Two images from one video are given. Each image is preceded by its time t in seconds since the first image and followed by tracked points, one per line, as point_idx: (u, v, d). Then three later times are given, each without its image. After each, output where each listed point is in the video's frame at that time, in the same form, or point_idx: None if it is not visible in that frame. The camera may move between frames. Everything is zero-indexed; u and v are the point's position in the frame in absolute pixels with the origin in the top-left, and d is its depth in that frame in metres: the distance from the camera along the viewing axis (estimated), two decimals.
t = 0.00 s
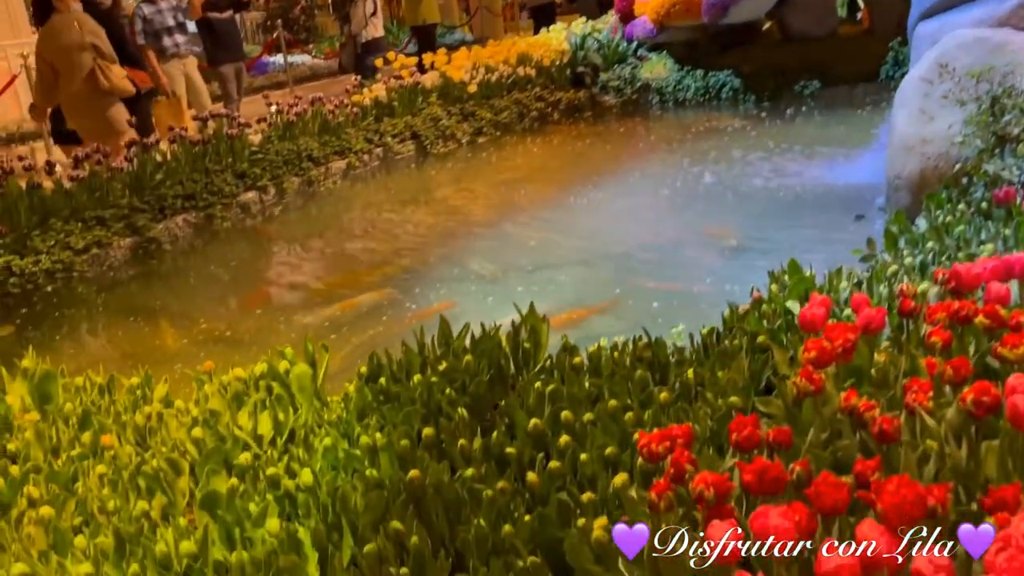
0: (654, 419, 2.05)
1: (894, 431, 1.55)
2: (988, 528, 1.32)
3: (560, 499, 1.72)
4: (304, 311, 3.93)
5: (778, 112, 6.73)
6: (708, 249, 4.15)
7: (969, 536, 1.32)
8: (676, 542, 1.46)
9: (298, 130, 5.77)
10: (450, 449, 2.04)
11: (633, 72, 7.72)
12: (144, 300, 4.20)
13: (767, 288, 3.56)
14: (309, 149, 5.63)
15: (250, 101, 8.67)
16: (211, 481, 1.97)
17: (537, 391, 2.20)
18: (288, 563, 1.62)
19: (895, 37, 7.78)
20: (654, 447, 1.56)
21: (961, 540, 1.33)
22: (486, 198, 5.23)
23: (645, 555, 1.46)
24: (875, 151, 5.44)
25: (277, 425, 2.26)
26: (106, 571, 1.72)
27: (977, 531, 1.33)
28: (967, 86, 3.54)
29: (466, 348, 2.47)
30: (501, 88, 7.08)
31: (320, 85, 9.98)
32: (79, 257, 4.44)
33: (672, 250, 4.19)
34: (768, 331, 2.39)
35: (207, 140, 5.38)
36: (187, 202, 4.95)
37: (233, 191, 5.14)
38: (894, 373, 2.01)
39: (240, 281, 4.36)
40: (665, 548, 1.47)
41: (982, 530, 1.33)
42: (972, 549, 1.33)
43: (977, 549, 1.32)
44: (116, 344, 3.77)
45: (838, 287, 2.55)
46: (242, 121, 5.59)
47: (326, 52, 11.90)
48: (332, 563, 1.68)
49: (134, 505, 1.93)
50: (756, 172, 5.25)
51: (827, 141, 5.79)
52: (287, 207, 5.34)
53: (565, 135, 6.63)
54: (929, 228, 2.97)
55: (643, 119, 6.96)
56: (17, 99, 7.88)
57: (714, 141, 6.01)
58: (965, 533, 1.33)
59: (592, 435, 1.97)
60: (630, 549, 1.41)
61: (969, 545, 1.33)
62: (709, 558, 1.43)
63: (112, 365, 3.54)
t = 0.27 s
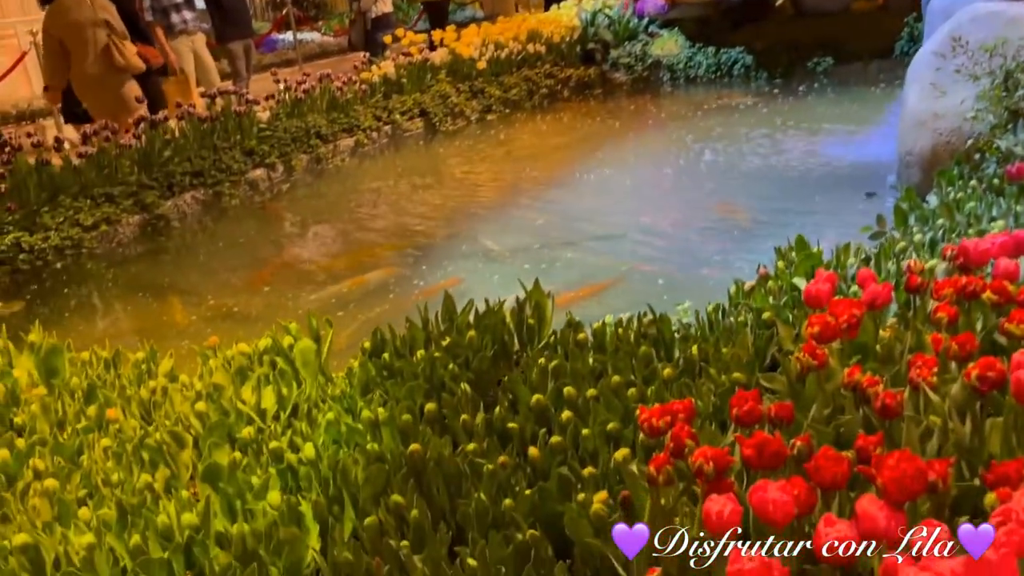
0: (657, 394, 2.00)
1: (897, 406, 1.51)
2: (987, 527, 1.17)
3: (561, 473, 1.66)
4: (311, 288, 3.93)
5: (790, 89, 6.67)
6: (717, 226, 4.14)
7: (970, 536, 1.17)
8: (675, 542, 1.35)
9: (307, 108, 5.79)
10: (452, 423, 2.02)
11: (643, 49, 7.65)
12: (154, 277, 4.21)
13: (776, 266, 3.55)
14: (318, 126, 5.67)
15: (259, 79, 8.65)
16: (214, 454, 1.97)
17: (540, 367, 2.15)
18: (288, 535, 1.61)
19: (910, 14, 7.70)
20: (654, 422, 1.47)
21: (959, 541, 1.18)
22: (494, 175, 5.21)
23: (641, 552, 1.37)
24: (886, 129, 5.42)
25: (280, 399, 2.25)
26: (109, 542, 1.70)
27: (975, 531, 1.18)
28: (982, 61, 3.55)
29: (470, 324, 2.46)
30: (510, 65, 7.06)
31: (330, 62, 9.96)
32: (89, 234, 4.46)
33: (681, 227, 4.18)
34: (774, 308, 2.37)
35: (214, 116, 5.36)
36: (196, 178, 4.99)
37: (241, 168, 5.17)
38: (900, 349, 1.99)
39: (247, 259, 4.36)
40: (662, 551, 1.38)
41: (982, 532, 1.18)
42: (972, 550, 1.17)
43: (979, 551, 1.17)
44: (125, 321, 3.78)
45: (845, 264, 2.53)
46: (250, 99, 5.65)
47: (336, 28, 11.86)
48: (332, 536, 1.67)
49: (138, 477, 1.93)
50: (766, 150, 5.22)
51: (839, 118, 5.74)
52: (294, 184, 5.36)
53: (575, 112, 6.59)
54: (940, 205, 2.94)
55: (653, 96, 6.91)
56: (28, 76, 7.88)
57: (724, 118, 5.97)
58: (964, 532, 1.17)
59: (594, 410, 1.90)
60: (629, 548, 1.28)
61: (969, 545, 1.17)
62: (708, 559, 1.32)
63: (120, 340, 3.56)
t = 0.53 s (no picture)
0: (663, 374, 1.97)
1: (903, 386, 1.49)
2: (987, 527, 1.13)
3: (565, 451, 1.64)
4: (320, 267, 3.93)
5: (804, 69, 6.61)
6: (728, 207, 4.12)
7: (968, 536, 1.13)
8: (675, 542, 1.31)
9: (317, 86, 5.87)
10: (458, 401, 2.00)
11: (655, 28, 7.69)
12: (164, 255, 4.21)
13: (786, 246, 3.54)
14: (327, 106, 5.72)
15: (270, 58, 8.65)
16: (221, 430, 1.98)
17: (546, 346, 2.11)
18: (294, 510, 1.62)
19: None
20: (659, 401, 1.42)
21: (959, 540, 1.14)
22: (505, 155, 5.19)
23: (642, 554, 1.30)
24: (900, 109, 5.39)
25: (287, 376, 2.26)
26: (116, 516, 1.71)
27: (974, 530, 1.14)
28: (997, 40, 3.51)
29: (476, 303, 2.44)
30: (521, 44, 7.12)
31: (341, 40, 9.94)
32: (99, 212, 4.47)
33: (691, 207, 4.16)
34: (782, 288, 2.35)
35: (224, 95, 5.41)
36: (206, 157, 5.03)
37: (251, 146, 5.23)
38: (909, 329, 1.97)
39: (257, 238, 4.36)
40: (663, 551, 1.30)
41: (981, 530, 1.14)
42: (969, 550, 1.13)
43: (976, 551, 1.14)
44: (135, 300, 3.78)
45: (854, 245, 2.51)
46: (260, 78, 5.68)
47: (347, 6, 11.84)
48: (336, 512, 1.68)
49: (145, 452, 1.94)
50: (778, 130, 5.19)
51: (852, 99, 5.70)
52: (304, 163, 5.38)
53: (586, 92, 6.55)
54: (953, 186, 2.91)
55: (665, 75, 6.87)
56: (39, 54, 7.86)
57: (736, 98, 5.93)
58: (963, 532, 1.13)
59: (599, 389, 1.85)
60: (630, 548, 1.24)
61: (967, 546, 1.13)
62: (708, 559, 1.29)
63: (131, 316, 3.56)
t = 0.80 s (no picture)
0: (674, 351, 1.94)
1: (917, 364, 1.47)
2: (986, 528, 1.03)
3: (574, 426, 1.63)
4: (333, 242, 3.93)
5: (823, 47, 6.53)
6: (744, 185, 4.10)
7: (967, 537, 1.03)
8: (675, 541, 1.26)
9: (331, 61, 5.88)
10: (468, 374, 1.99)
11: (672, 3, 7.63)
12: (178, 229, 4.22)
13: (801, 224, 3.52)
14: (341, 80, 5.71)
15: (285, 32, 8.63)
16: (233, 401, 1.98)
17: (557, 321, 2.05)
18: (303, 481, 1.62)
19: None
20: (669, 377, 1.40)
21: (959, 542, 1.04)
22: (519, 131, 5.17)
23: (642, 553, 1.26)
24: (919, 88, 5.34)
25: (298, 349, 2.26)
26: (128, 485, 1.72)
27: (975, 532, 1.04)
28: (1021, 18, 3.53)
29: (488, 278, 2.41)
30: (537, 19, 7.12)
31: (356, 15, 9.91)
32: (113, 185, 4.48)
33: (707, 185, 4.14)
34: (797, 266, 2.33)
35: (238, 69, 5.41)
36: (220, 131, 5.05)
37: (265, 121, 5.24)
38: (924, 308, 1.95)
39: (270, 213, 4.35)
40: (662, 551, 1.26)
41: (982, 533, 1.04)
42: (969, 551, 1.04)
43: (976, 552, 1.04)
44: (149, 273, 3.79)
45: (871, 223, 2.49)
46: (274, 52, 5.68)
47: None
48: (345, 484, 1.69)
49: (157, 422, 1.95)
50: (796, 108, 5.15)
51: (871, 77, 5.64)
52: (318, 137, 5.38)
53: (602, 68, 6.50)
54: (973, 164, 2.88)
55: (682, 53, 6.81)
56: (55, 27, 7.86)
57: (754, 75, 5.87)
58: (962, 532, 1.03)
59: (610, 364, 1.82)
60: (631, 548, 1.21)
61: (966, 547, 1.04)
62: (709, 559, 1.26)
63: (146, 289, 3.57)
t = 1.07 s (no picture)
0: (687, 333, 1.92)
1: (932, 348, 1.46)
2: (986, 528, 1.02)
3: (586, 407, 1.60)
4: (347, 222, 3.93)
5: (843, 30, 6.47)
6: (759, 168, 4.08)
7: (967, 538, 1.02)
8: (674, 541, 1.25)
9: (346, 41, 5.87)
10: (480, 355, 1.95)
11: None
12: (193, 207, 4.24)
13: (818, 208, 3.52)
14: (356, 60, 5.72)
15: (300, 11, 8.63)
16: (247, 377, 2.00)
17: (570, 303, 2.02)
18: (315, 457, 1.64)
19: None
20: (682, 358, 1.39)
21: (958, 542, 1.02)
22: (535, 113, 5.16)
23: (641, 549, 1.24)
24: (938, 71, 5.30)
25: (312, 327, 2.27)
26: (143, 458, 1.73)
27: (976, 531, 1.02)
28: None
29: (501, 259, 2.38)
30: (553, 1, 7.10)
31: None
32: (129, 163, 4.50)
33: (723, 167, 4.13)
34: (812, 250, 2.31)
35: (253, 48, 5.43)
36: (235, 110, 5.07)
37: (280, 101, 5.25)
38: (940, 293, 1.95)
39: (284, 193, 4.35)
40: (662, 551, 1.25)
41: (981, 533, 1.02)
42: (968, 551, 1.02)
43: (976, 550, 1.02)
44: (164, 251, 3.80)
45: (889, 208, 2.47)
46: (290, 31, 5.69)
47: None
48: (357, 460, 1.69)
49: (172, 397, 1.96)
50: (813, 91, 5.12)
51: (890, 61, 5.60)
52: (332, 117, 5.40)
53: (618, 50, 6.47)
54: (993, 149, 2.86)
55: (699, 35, 6.77)
56: (71, 5, 7.87)
57: (771, 58, 5.84)
58: (962, 533, 1.01)
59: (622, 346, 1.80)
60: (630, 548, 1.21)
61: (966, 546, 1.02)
62: (708, 559, 1.22)
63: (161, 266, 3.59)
